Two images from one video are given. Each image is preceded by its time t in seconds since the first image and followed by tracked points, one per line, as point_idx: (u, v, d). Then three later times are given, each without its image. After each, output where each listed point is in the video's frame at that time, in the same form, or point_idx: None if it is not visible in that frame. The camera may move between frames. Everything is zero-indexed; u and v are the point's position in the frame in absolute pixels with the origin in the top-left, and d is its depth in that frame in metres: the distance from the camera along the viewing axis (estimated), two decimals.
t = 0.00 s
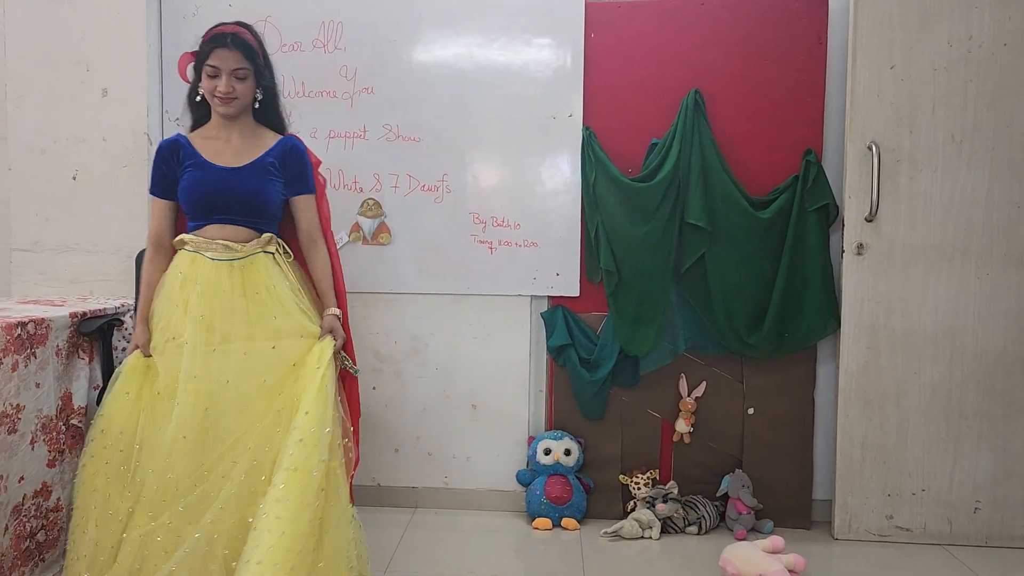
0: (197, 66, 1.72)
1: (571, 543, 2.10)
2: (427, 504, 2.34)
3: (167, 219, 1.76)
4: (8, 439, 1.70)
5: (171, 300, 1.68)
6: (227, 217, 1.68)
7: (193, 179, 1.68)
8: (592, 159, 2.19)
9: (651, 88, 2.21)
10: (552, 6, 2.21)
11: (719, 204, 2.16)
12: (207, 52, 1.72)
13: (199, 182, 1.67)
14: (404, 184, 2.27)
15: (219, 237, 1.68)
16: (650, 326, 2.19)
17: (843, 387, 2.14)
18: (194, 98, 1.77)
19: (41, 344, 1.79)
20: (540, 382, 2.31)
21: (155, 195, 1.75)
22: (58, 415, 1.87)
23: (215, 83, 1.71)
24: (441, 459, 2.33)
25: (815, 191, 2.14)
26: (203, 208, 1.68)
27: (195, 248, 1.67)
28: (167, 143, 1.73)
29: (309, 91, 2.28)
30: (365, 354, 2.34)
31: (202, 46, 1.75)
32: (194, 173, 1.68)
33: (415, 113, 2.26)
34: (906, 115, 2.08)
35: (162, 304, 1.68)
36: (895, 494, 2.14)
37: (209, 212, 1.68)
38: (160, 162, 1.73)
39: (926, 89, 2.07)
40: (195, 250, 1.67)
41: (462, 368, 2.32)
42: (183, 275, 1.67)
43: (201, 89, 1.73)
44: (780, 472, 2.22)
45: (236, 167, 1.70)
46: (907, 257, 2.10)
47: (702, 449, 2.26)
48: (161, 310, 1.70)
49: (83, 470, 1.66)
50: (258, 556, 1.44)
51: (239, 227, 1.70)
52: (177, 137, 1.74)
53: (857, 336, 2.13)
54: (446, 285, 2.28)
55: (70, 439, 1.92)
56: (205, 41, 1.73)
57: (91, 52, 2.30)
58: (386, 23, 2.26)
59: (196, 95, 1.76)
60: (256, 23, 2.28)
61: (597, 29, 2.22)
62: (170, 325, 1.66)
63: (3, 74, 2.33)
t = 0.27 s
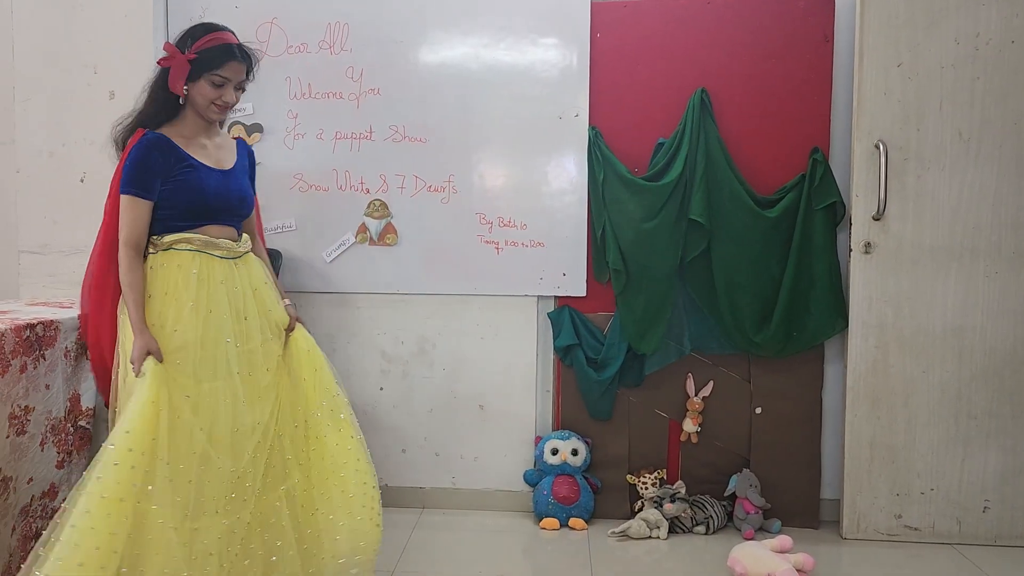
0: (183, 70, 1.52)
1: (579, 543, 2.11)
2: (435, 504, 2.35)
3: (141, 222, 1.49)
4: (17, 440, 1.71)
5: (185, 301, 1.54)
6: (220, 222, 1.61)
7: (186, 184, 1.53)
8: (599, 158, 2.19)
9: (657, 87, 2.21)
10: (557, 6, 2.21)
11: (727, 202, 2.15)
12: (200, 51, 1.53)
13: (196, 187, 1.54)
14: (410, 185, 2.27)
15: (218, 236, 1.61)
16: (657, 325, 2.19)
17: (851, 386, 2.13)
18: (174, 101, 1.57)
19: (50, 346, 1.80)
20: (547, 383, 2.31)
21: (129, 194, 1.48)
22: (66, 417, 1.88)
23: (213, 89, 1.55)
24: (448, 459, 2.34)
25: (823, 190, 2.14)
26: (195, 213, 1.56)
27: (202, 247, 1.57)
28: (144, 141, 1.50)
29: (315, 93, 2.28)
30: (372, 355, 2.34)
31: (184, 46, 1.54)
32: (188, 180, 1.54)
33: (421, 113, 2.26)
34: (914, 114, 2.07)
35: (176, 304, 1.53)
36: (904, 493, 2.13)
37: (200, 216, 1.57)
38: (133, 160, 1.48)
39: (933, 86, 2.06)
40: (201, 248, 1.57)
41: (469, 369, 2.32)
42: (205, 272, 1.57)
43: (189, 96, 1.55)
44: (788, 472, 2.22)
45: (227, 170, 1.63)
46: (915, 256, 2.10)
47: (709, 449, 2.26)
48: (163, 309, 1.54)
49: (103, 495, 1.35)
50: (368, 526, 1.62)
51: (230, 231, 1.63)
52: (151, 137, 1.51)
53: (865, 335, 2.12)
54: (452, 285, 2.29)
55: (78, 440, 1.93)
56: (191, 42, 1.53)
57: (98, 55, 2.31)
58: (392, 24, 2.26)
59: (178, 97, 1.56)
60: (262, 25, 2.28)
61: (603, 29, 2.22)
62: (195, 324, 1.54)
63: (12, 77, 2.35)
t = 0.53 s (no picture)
0: (206, 82, 1.49)
1: (584, 543, 2.10)
2: (439, 504, 2.35)
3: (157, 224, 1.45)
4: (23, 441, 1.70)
5: (213, 303, 1.56)
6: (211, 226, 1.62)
7: (193, 190, 1.54)
8: (602, 159, 2.20)
9: (661, 88, 2.21)
10: (560, 6, 2.21)
11: (731, 202, 2.15)
12: (225, 66, 1.51)
13: (201, 194, 1.55)
14: (414, 186, 2.28)
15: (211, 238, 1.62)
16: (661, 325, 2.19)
17: (856, 386, 2.13)
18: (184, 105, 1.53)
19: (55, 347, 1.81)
20: (551, 383, 2.31)
21: (152, 197, 1.44)
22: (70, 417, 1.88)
23: (230, 104, 1.54)
24: (453, 460, 2.34)
25: (827, 189, 2.14)
26: (196, 217, 1.56)
27: (211, 250, 1.58)
28: (160, 145, 1.48)
29: (319, 94, 2.29)
30: (377, 355, 2.34)
31: (207, 57, 1.50)
32: (194, 186, 1.54)
33: (425, 114, 2.27)
34: (918, 113, 2.07)
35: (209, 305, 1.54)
36: (909, 493, 2.13)
37: (196, 220, 1.57)
38: (151, 163, 1.45)
39: (937, 85, 2.06)
40: (209, 252, 1.57)
41: (473, 369, 2.32)
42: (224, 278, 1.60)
43: (205, 107, 1.52)
44: (793, 472, 2.22)
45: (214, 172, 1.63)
46: (920, 255, 2.09)
47: (714, 449, 2.25)
48: (196, 310, 1.53)
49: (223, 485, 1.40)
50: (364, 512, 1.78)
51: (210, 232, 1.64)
52: (165, 141, 1.49)
53: (870, 335, 2.12)
54: (456, 286, 2.29)
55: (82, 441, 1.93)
56: (214, 53, 1.51)
57: (103, 57, 2.32)
58: (395, 25, 2.26)
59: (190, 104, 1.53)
60: (266, 27, 2.29)
61: (606, 30, 2.22)
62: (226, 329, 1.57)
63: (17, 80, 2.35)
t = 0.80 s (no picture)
0: (221, 93, 1.50)
1: (587, 544, 2.10)
2: (442, 504, 2.35)
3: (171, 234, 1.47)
4: (28, 443, 1.70)
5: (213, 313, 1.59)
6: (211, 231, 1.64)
7: (202, 198, 1.55)
8: (605, 160, 2.20)
9: (663, 88, 2.21)
10: (562, 6, 2.21)
11: (734, 203, 2.15)
12: (237, 74, 1.52)
13: (209, 201, 1.57)
14: (417, 187, 2.28)
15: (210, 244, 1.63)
16: (664, 325, 2.19)
17: (859, 386, 2.13)
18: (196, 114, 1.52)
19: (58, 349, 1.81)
20: (554, 383, 2.31)
21: (169, 206, 1.45)
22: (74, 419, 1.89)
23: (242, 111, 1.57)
24: (456, 460, 2.34)
25: (830, 188, 2.14)
26: (202, 223, 1.58)
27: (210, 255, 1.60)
28: (175, 154, 1.48)
29: (321, 94, 2.29)
30: (379, 356, 2.34)
31: (217, 67, 1.51)
32: (203, 192, 1.55)
33: (427, 115, 2.27)
34: (920, 112, 2.07)
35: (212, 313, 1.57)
36: (913, 493, 2.12)
37: (200, 225, 1.59)
38: (167, 171, 1.45)
39: (940, 84, 2.06)
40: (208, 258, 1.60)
41: (475, 370, 2.32)
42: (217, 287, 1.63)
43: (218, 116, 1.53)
44: (796, 472, 2.22)
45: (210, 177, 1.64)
46: (923, 255, 2.09)
47: (717, 449, 2.25)
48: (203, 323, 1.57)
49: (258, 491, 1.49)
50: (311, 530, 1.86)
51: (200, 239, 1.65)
52: (180, 150, 1.50)
53: (873, 335, 2.12)
54: (458, 286, 2.29)
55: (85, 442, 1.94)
56: (224, 63, 1.51)
57: (105, 59, 2.32)
58: (397, 26, 2.26)
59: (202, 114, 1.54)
60: (268, 27, 2.29)
61: (608, 30, 2.22)
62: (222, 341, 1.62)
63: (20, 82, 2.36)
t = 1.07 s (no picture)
0: (199, 81, 1.60)
1: (588, 544, 2.10)
2: (443, 505, 2.35)
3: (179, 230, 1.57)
4: (32, 443, 1.71)
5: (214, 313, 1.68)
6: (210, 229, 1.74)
7: (200, 194, 1.66)
8: (605, 160, 2.20)
9: (664, 88, 2.21)
10: (562, 7, 2.22)
11: (734, 202, 2.15)
12: (207, 63, 1.63)
13: (207, 197, 1.68)
14: (417, 187, 2.28)
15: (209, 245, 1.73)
16: (665, 325, 2.19)
17: (860, 385, 2.13)
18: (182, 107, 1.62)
19: (60, 349, 1.81)
20: (555, 383, 2.30)
21: (175, 203, 1.55)
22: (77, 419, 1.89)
23: (221, 95, 1.67)
24: (457, 460, 2.34)
25: (832, 188, 2.13)
26: (202, 219, 1.68)
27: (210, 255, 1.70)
28: (174, 151, 1.58)
29: (322, 95, 2.29)
30: (380, 356, 2.34)
31: (185, 61, 1.61)
32: (199, 186, 1.65)
33: (427, 115, 2.27)
34: (921, 112, 2.07)
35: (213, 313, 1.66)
36: (914, 493, 2.12)
37: (201, 222, 1.69)
38: (170, 170, 1.55)
39: (941, 84, 2.06)
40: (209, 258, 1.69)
41: (476, 370, 2.32)
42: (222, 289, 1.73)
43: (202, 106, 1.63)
44: (797, 472, 2.22)
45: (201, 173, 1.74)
46: (924, 255, 2.09)
47: (718, 450, 2.25)
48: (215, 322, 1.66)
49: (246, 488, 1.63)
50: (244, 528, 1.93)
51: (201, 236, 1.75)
52: (178, 148, 1.60)
53: (874, 334, 2.12)
54: (459, 286, 2.29)
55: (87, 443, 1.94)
56: (190, 56, 1.62)
57: (106, 59, 2.33)
58: (397, 27, 2.26)
59: (185, 108, 1.63)
60: (269, 28, 2.29)
61: (609, 30, 2.22)
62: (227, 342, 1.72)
63: (21, 83, 2.36)
